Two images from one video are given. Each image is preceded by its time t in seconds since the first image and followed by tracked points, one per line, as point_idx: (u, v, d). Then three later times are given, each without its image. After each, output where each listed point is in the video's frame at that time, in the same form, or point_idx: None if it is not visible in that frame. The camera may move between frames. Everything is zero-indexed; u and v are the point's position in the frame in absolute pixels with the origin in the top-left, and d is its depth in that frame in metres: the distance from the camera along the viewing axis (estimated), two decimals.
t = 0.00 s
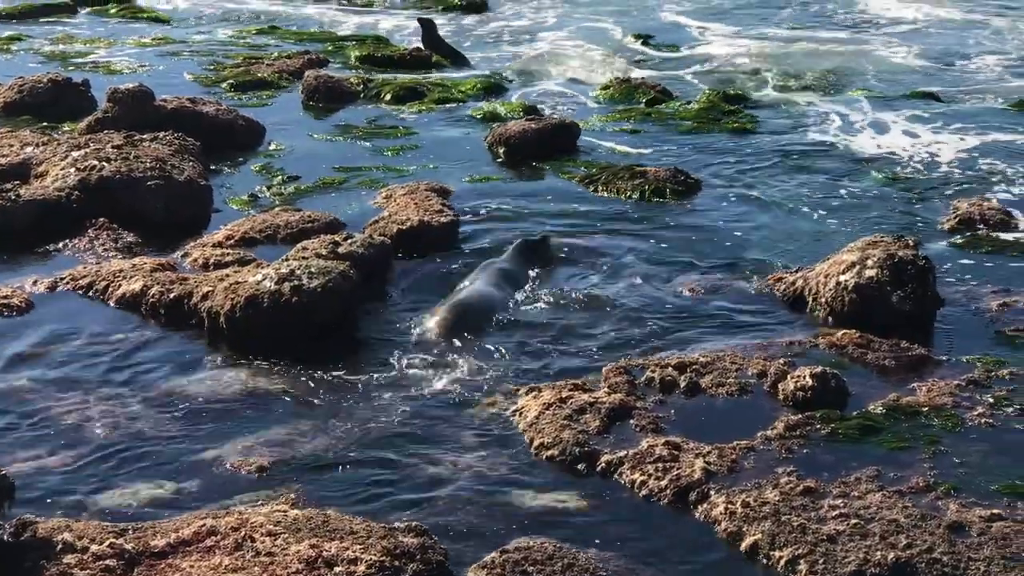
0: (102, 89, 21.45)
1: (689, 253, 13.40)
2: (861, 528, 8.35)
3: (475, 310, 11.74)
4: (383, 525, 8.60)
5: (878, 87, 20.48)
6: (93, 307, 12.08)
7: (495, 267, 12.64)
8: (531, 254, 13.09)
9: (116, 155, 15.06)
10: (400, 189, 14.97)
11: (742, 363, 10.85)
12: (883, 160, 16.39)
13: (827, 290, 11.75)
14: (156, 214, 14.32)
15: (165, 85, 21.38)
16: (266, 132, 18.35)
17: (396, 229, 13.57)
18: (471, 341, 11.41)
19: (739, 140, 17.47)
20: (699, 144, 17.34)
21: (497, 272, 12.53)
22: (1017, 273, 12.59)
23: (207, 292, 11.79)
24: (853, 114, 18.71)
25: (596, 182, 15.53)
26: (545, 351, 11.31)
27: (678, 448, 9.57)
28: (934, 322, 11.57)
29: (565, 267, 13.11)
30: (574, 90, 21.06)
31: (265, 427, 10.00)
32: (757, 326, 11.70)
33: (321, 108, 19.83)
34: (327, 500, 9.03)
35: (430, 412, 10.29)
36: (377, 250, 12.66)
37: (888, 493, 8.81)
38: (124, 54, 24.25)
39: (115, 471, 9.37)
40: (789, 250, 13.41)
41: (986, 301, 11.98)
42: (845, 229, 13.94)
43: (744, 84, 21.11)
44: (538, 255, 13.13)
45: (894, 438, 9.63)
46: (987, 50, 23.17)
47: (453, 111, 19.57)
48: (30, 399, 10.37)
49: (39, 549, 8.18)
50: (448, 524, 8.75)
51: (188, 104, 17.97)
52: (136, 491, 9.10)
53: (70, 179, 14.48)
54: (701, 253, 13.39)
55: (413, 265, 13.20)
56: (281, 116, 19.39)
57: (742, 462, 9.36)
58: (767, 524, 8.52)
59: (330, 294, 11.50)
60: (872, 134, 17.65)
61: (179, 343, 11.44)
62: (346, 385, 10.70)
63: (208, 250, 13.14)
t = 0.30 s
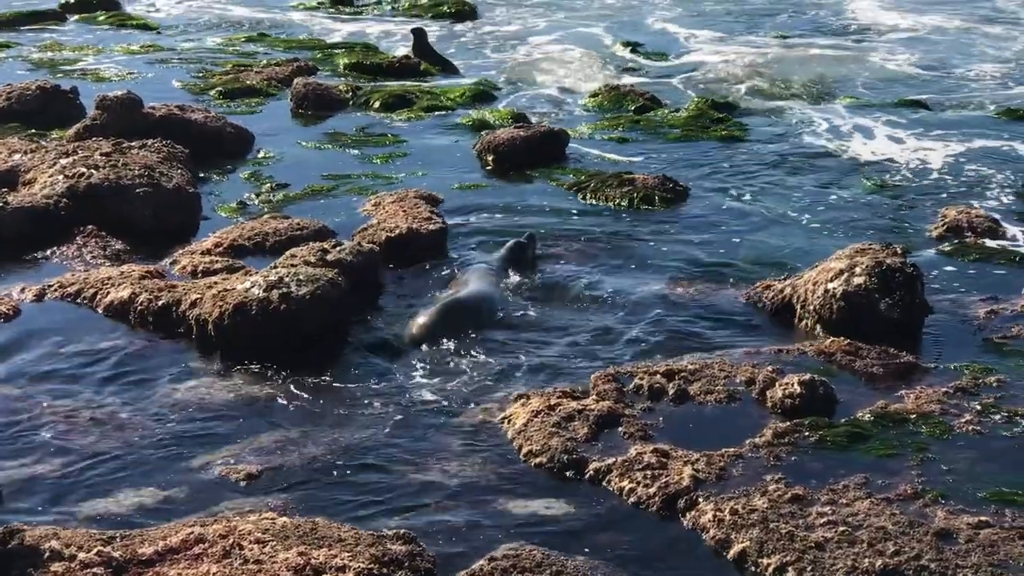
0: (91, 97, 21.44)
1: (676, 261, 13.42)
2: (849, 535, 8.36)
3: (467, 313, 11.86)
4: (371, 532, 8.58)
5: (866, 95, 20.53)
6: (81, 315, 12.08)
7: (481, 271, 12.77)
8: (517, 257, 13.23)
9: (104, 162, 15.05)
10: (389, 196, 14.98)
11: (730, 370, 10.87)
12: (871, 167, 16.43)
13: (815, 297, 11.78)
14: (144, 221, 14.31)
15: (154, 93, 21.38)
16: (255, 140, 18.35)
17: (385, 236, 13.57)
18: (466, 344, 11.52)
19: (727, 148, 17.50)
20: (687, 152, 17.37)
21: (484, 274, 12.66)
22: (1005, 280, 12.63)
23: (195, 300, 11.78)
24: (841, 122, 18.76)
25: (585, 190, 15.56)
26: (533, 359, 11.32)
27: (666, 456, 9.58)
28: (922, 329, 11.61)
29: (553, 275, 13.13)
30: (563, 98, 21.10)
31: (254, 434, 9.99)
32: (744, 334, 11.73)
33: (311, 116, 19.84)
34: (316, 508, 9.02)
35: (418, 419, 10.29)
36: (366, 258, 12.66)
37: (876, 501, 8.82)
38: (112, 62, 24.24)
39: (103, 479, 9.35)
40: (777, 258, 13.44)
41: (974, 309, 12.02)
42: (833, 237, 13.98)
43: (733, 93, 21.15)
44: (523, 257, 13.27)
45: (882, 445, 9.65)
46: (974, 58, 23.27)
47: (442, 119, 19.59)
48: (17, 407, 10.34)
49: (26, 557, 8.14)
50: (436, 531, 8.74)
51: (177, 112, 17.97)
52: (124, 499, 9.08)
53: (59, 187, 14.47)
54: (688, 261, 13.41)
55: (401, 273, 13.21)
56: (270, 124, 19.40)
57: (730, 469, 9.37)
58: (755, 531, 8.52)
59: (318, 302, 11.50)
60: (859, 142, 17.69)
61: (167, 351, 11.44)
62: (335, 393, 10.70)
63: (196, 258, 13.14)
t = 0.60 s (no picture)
0: (87, 104, 21.45)
1: (672, 269, 13.42)
2: (845, 543, 8.36)
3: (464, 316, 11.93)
4: (367, 540, 8.56)
5: (862, 103, 20.55)
6: (76, 322, 12.07)
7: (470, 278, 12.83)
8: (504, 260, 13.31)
9: (100, 169, 15.06)
10: (385, 204, 14.98)
11: (726, 378, 10.87)
12: (867, 175, 16.45)
13: (811, 304, 11.78)
14: (140, 228, 14.33)
15: (150, 100, 21.39)
16: (251, 147, 18.37)
17: (380, 244, 13.56)
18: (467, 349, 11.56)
19: (723, 155, 17.52)
20: (683, 160, 17.38)
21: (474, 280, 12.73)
22: (1000, 288, 12.65)
23: (191, 307, 11.78)
24: (837, 130, 18.78)
25: (581, 198, 15.56)
26: (529, 366, 11.33)
27: (662, 463, 9.57)
28: (917, 337, 11.62)
29: (549, 283, 13.13)
30: (560, 105, 21.12)
31: (249, 442, 9.98)
32: (739, 341, 11.74)
33: (307, 123, 19.85)
34: (312, 515, 9.01)
35: (414, 427, 10.28)
36: (361, 265, 12.66)
37: (872, 508, 8.82)
38: (108, 70, 24.24)
39: (99, 487, 9.33)
40: (772, 265, 13.45)
41: (969, 316, 12.04)
42: (829, 245, 13.99)
43: (729, 100, 21.18)
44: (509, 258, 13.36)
45: (878, 453, 9.65)
46: (968, 65, 23.34)
47: (438, 127, 19.61)
48: (13, 415, 10.33)
49: (21, 565, 8.11)
50: (432, 538, 8.73)
51: (173, 119, 17.98)
52: (120, 507, 9.06)
53: (54, 194, 14.46)
54: (684, 269, 13.42)
55: (397, 281, 13.22)
56: (266, 132, 19.40)
57: (726, 477, 9.37)
58: (751, 539, 8.52)
59: (314, 309, 11.50)
60: (854, 150, 17.71)
61: (163, 359, 11.43)
62: (330, 400, 10.70)
63: (192, 265, 13.14)
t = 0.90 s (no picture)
0: (89, 112, 21.48)
1: (675, 277, 13.42)
2: (848, 551, 8.35)
3: (469, 322, 11.97)
4: (369, 548, 8.56)
5: (865, 111, 20.54)
6: (79, 330, 12.08)
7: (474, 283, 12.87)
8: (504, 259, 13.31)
9: (103, 177, 15.07)
10: (388, 212, 14.99)
11: (729, 386, 10.86)
12: (870, 184, 16.44)
13: (814, 312, 11.77)
14: (143, 237, 14.32)
15: (153, 108, 21.41)
16: (254, 155, 18.38)
17: (383, 252, 13.57)
18: (470, 357, 11.56)
19: (726, 164, 17.51)
20: (686, 168, 17.38)
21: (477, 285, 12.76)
22: (1002, 296, 12.65)
23: (194, 315, 11.78)
24: (839, 139, 18.78)
25: (583, 206, 15.54)
26: (531, 374, 11.33)
27: (665, 471, 9.56)
28: (920, 345, 11.61)
29: (551, 291, 13.12)
30: (562, 113, 21.13)
31: (252, 450, 9.99)
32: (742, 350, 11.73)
33: (310, 131, 19.86)
34: (315, 523, 9.00)
35: (416, 435, 10.28)
36: (364, 273, 12.67)
37: (875, 516, 8.81)
38: (111, 78, 24.27)
39: (101, 494, 9.33)
40: (775, 274, 13.44)
41: (972, 324, 12.03)
42: (831, 253, 13.98)
43: (731, 108, 21.19)
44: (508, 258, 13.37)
45: (881, 461, 9.64)
46: (971, 74, 23.33)
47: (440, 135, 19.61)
48: (16, 423, 10.33)
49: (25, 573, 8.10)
50: (435, 547, 8.72)
51: (176, 127, 18.00)
52: (123, 515, 9.06)
53: (58, 201, 14.48)
54: (687, 277, 13.41)
55: (400, 289, 13.22)
56: (269, 140, 19.42)
57: (729, 485, 9.36)
58: (754, 547, 8.51)
59: (317, 317, 11.49)
60: (857, 158, 17.70)
61: (166, 367, 11.44)
62: (332, 409, 10.70)
63: (194, 273, 13.16)
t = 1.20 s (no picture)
0: (95, 118, 21.52)
1: (681, 284, 13.42)
2: (853, 557, 8.34)
3: (478, 322, 12.01)
4: (375, 554, 8.56)
5: (870, 118, 20.55)
6: (85, 336, 12.10)
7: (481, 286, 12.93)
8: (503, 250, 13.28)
9: (109, 184, 15.08)
10: (393, 218, 15.00)
11: (734, 393, 10.85)
12: (876, 190, 16.44)
13: (820, 319, 11.77)
14: (149, 243, 14.30)
15: (159, 115, 21.45)
16: (259, 162, 18.40)
17: (388, 258, 13.58)
18: (475, 364, 11.57)
19: (731, 170, 17.53)
20: (691, 175, 17.38)
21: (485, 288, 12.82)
22: (1008, 303, 12.65)
23: (199, 321, 11.78)
24: (845, 146, 18.79)
25: (589, 212, 15.53)
26: (537, 380, 11.32)
27: (671, 478, 9.55)
28: (925, 351, 11.60)
29: (557, 298, 13.13)
30: (567, 120, 21.15)
31: (257, 456, 9.99)
32: (748, 357, 11.74)
33: (315, 138, 19.89)
34: (320, 529, 9.01)
35: (422, 441, 10.28)
36: (369, 280, 12.69)
37: (881, 523, 8.81)
38: (117, 84, 24.31)
39: (107, 500, 9.34)
40: (782, 280, 13.45)
41: (978, 331, 12.03)
42: (837, 260, 13.99)
43: (737, 115, 21.20)
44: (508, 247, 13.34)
45: (886, 467, 9.64)
46: (976, 81, 23.34)
47: (446, 142, 19.63)
48: (22, 428, 10.35)
49: None
50: (440, 553, 8.72)
51: (181, 133, 18.02)
52: (129, 520, 9.06)
53: (64, 208, 14.50)
54: (692, 284, 13.42)
55: (405, 295, 13.23)
56: (274, 146, 19.44)
57: (735, 491, 9.35)
58: (759, 554, 8.50)
59: (323, 323, 11.49)
60: (863, 165, 17.70)
61: (171, 373, 11.44)
62: (338, 415, 10.70)
63: (200, 279, 13.17)
